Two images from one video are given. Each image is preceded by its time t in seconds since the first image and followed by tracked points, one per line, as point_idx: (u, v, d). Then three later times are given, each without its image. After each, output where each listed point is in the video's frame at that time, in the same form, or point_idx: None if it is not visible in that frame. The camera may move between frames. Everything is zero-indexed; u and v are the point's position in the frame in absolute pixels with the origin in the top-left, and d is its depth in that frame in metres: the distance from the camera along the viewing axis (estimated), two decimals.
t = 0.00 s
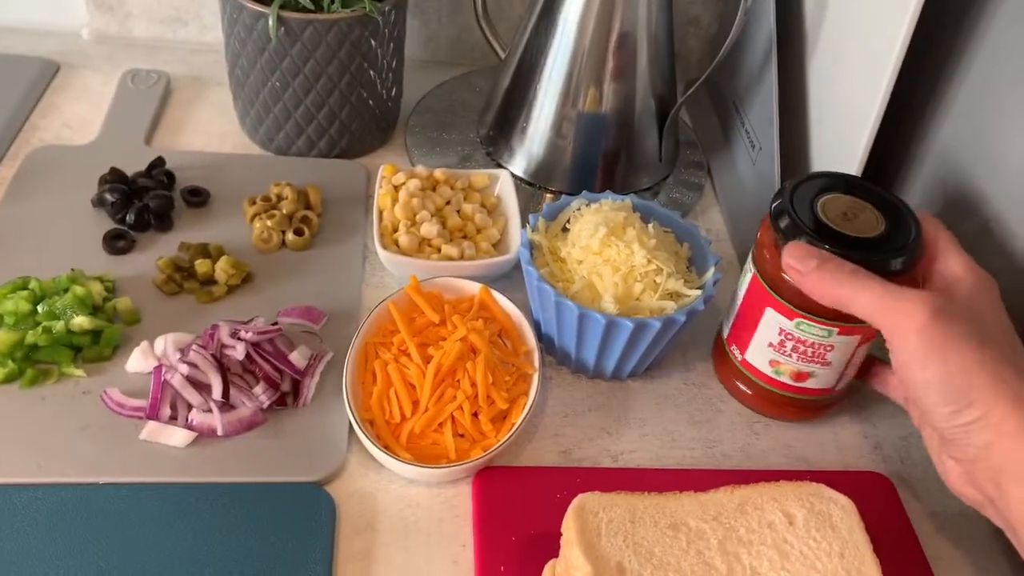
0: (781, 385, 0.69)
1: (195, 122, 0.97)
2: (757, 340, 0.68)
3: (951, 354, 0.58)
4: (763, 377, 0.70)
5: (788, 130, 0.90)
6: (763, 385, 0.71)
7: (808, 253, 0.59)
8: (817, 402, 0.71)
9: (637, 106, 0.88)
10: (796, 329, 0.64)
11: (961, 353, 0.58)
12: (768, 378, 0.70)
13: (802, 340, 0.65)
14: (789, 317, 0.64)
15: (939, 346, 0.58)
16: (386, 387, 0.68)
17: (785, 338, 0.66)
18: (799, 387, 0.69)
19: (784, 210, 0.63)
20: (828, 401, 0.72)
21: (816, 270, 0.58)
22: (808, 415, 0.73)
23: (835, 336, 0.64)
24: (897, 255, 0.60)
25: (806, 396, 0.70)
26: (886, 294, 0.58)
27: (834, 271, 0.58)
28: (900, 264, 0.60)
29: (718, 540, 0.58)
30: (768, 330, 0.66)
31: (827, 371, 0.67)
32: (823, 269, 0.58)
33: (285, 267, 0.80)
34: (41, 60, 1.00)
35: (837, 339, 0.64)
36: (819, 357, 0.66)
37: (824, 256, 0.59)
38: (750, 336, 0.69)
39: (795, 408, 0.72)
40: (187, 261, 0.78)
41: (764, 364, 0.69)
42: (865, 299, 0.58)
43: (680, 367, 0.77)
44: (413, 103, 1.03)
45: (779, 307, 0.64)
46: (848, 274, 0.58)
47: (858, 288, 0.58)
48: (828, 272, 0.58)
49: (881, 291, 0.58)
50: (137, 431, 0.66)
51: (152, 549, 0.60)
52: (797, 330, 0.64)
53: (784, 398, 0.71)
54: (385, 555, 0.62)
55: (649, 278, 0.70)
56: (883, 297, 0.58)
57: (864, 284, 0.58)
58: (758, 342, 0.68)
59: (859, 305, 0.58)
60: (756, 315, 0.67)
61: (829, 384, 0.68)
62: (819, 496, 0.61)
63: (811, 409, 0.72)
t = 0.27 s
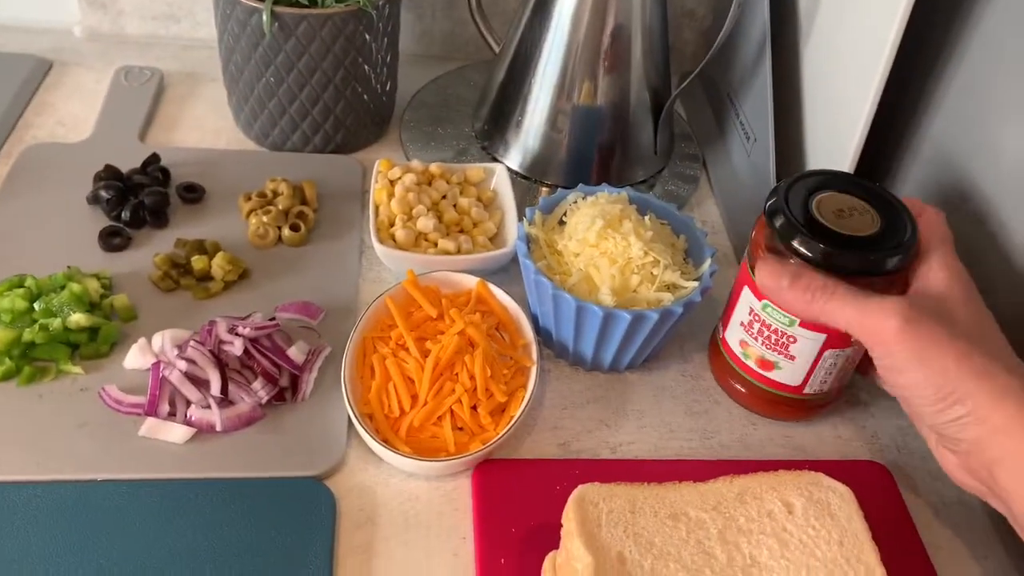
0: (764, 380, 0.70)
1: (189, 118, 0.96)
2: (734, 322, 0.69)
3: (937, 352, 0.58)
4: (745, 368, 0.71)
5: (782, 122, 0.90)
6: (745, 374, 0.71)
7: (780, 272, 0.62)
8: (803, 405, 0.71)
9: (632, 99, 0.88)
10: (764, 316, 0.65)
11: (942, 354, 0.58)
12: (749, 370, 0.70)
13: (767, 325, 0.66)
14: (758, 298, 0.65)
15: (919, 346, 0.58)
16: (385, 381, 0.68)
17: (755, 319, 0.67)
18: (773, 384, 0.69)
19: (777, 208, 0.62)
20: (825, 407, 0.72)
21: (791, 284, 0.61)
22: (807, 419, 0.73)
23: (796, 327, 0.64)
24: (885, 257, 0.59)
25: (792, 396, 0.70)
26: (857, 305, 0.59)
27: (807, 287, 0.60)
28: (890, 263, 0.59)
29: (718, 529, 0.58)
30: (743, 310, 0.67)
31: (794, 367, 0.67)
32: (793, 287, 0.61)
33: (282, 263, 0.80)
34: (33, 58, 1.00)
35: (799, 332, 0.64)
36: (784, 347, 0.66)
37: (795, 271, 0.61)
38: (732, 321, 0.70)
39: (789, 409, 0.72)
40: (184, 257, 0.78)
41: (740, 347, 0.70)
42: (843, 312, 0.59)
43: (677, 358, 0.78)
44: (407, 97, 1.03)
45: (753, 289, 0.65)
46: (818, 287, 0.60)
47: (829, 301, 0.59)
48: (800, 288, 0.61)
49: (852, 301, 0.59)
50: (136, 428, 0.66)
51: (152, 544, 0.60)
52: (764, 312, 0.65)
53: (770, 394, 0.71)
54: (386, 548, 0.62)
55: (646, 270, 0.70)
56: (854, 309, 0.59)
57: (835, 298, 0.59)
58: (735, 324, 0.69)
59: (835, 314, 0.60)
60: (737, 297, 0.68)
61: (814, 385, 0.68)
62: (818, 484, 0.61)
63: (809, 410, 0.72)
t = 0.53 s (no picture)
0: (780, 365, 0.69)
1: (178, 121, 0.96)
2: (747, 298, 0.69)
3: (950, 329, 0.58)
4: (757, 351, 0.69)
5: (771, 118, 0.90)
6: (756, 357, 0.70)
7: (811, 231, 0.61)
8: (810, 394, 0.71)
9: (622, 96, 0.88)
10: (784, 282, 0.65)
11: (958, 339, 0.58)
12: (762, 354, 0.69)
13: (780, 295, 0.65)
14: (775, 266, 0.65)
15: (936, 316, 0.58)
16: (379, 382, 0.68)
17: (769, 291, 0.66)
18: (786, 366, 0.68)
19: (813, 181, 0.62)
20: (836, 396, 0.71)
21: (820, 241, 0.60)
22: (813, 412, 0.72)
23: (811, 296, 0.63)
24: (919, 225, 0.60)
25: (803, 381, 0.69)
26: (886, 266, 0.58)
27: (836, 245, 0.59)
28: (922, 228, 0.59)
29: (713, 524, 0.58)
30: (757, 283, 0.67)
31: (805, 345, 0.66)
32: (822, 242, 0.60)
33: (274, 265, 0.80)
34: (20, 63, 1.00)
35: (813, 302, 0.63)
36: (796, 322, 0.65)
37: (823, 229, 0.60)
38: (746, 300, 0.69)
39: (801, 397, 0.71)
40: (175, 261, 0.78)
41: (747, 323, 0.69)
42: (865, 270, 0.59)
43: (670, 354, 0.78)
44: (397, 97, 1.03)
45: (773, 256, 0.65)
46: (847, 246, 0.59)
47: (858, 261, 0.59)
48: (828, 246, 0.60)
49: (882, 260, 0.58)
50: (130, 432, 0.66)
51: (148, 549, 0.60)
52: (779, 282, 0.65)
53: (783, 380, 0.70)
54: (382, 549, 0.62)
55: (638, 267, 0.70)
56: (884, 271, 0.58)
57: (867, 257, 0.59)
58: (747, 301, 0.69)
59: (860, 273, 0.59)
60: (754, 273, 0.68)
61: (825, 370, 0.67)
62: (812, 478, 0.62)
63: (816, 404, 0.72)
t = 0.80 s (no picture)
0: (851, 312, 0.49)
1: (163, 145, 0.97)
2: (807, 209, 0.51)
3: None
4: (808, 278, 0.50)
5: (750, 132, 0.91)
6: (819, 299, 0.50)
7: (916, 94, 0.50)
8: (886, 352, 0.50)
9: (603, 113, 0.89)
10: (841, 198, 0.49)
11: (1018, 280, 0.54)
12: (812, 275, 0.50)
13: (864, 195, 0.49)
14: (847, 164, 0.50)
15: None
16: (366, 404, 0.69)
17: (840, 198, 0.50)
18: (865, 288, 0.49)
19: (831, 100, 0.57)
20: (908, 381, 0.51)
21: (932, 107, 0.50)
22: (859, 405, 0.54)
23: (910, 187, 0.48)
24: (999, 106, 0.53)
25: (886, 330, 0.49)
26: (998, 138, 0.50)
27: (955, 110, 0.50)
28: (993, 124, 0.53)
29: (697, 540, 0.59)
30: (812, 200, 0.51)
31: (904, 259, 0.48)
32: (937, 115, 0.50)
33: (260, 288, 0.81)
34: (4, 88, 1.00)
35: (912, 194, 0.48)
36: (892, 223, 0.48)
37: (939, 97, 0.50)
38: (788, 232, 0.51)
39: (861, 366, 0.50)
40: (162, 286, 0.78)
41: (815, 253, 0.50)
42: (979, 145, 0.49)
43: (654, 370, 0.79)
44: (380, 117, 1.04)
45: (835, 159, 0.50)
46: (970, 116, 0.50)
47: (977, 130, 0.49)
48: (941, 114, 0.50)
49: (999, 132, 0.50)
50: (119, 459, 0.66)
51: None
52: (857, 179, 0.49)
53: (851, 319, 0.50)
54: (372, 570, 0.63)
55: (620, 285, 0.71)
56: (1005, 147, 0.50)
57: (987, 129, 0.50)
58: (808, 212, 0.51)
59: (977, 147, 0.49)
60: (796, 196, 0.52)
61: (927, 305, 0.49)
62: (793, 492, 0.63)
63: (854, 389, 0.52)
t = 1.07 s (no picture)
0: (706, 390, 0.40)
1: (148, 162, 0.97)
2: (680, 282, 0.41)
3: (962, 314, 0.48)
4: (700, 347, 0.39)
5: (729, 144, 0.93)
6: (707, 369, 0.39)
7: (807, 154, 0.47)
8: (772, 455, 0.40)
9: (583, 126, 0.91)
10: (724, 263, 0.41)
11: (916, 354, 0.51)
12: (703, 346, 0.39)
13: (756, 262, 0.41)
14: (729, 229, 0.41)
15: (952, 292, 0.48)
16: (352, 417, 0.70)
17: (727, 263, 0.41)
18: (771, 369, 0.39)
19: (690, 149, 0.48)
20: (797, 492, 0.41)
21: (827, 175, 0.46)
22: (748, 522, 0.42)
23: (796, 258, 0.42)
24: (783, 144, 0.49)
25: (767, 415, 0.40)
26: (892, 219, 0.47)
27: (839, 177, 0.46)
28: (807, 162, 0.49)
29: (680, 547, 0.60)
30: (683, 276, 0.41)
31: (802, 335, 0.40)
32: (835, 182, 0.46)
33: (246, 303, 0.82)
34: None
35: (800, 266, 0.42)
36: (785, 296, 0.40)
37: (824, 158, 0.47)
38: (670, 299, 0.41)
39: (760, 460, 0.40)
40: (148, 302, 0.79)
41: (702, 324, 0.40)
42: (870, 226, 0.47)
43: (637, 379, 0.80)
44: (364, 132, 1.05)
45: (706, 221, 0.42)
46: (853, 184, 0.47)
47: (862, 204, 0.47)
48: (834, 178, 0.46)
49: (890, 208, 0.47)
50: (108, 475, 0.67)
51: None
52: (742, 246, 0.41)
53: (740, 390, 0.39)
54: None
55: (602, 296, 0.72)
56: (892, 227, 0.47)
57: (873, 201, 0.47)
58: (681, 288, 0.41)
59: (869, 223, 0.46)
60: (670, 259, 0.42)
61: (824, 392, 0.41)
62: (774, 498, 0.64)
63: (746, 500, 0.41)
